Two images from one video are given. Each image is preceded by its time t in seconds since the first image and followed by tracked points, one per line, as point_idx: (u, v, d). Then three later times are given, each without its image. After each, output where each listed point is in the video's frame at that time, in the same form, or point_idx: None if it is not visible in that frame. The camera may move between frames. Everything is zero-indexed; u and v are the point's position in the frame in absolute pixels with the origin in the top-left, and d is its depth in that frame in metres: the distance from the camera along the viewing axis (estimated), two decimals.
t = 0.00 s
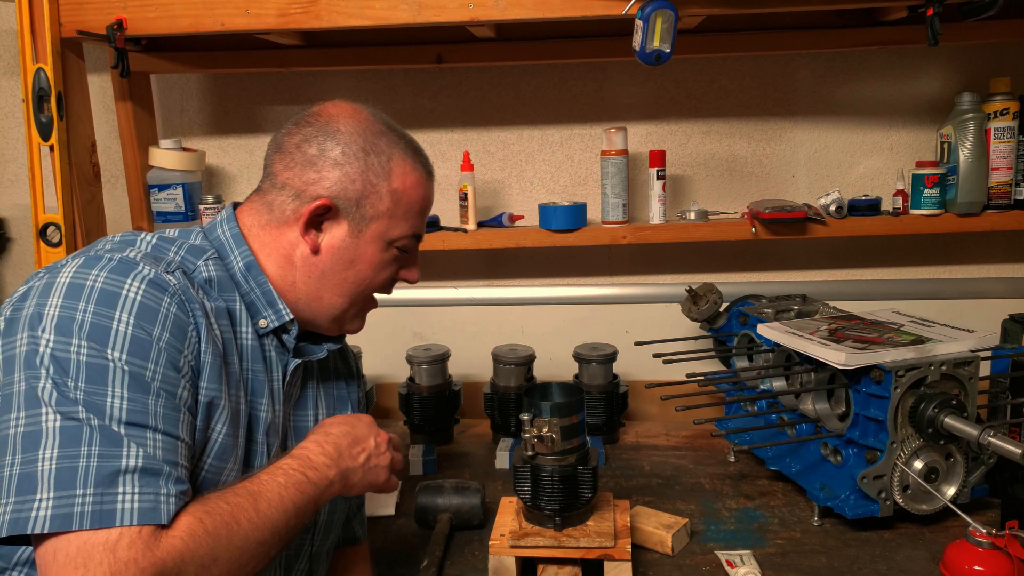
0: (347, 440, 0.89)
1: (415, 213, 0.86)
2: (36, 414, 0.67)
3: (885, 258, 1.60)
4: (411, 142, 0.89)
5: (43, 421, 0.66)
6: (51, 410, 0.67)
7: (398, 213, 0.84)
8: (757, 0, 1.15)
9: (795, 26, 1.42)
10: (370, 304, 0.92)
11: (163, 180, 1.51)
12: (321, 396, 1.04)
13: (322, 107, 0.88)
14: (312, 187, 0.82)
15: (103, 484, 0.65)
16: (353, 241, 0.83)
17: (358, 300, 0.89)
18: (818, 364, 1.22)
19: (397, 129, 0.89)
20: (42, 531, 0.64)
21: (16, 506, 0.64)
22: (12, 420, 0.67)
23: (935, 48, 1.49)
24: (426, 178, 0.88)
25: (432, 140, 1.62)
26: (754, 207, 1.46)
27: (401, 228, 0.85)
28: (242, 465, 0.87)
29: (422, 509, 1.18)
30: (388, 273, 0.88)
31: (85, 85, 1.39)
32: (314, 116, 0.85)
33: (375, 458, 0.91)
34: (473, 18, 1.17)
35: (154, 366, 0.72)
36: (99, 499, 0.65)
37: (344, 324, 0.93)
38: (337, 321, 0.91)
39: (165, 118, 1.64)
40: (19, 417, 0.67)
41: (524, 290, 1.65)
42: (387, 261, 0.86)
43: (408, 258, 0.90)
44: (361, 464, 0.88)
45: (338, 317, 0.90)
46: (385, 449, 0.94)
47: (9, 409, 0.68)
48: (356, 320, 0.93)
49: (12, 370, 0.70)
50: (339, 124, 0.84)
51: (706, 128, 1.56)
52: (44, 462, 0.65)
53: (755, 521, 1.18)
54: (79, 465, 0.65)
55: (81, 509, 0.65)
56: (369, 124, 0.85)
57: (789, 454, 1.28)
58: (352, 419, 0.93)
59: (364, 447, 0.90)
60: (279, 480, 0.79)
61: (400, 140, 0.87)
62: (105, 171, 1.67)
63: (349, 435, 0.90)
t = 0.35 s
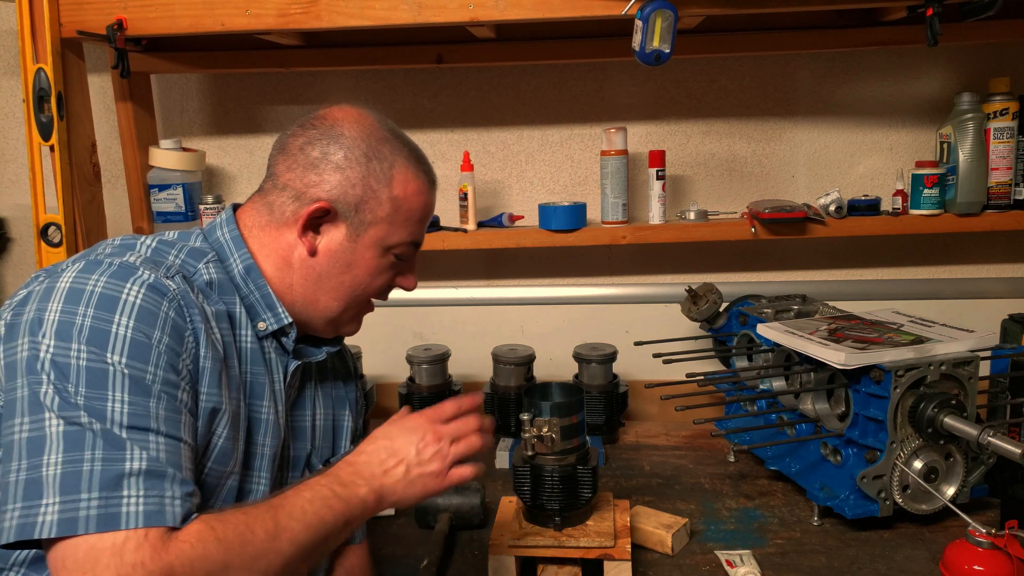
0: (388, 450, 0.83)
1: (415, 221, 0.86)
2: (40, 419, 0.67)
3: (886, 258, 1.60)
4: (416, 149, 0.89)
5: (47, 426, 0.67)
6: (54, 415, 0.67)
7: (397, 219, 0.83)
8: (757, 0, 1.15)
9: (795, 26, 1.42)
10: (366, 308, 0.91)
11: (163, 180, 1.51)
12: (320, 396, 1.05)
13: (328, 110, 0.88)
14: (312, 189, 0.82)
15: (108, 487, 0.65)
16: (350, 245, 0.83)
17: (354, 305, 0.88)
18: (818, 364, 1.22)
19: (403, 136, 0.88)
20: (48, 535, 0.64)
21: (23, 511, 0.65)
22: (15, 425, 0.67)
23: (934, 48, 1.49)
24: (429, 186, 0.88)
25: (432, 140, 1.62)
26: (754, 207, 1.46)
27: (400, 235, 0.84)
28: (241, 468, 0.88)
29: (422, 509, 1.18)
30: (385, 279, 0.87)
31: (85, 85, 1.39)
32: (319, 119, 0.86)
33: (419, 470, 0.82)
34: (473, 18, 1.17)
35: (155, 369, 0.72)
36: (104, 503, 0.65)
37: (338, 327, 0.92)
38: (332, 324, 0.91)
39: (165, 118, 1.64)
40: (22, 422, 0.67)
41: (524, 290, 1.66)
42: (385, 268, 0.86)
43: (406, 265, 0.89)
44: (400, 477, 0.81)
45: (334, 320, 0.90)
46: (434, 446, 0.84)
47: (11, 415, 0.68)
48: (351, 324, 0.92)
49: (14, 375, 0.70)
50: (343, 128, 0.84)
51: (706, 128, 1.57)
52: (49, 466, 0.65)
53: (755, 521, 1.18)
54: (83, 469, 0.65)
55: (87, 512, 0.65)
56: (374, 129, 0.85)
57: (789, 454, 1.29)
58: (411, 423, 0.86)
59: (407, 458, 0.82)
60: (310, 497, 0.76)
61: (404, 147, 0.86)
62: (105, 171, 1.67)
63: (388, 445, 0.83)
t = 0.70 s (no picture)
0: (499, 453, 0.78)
1: (408, 226, 0.85)
2: (123, 419, 0.67)
3: (885, 259, 1.60)
4: (412, 155, 0.88)
5: (133, 424, 0.67)
6: (137, 413, 0.67)
7: (388, 224, 0.82)
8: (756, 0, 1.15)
9: (795, 26, 1.42)
10: (355, 312, 0.91)
11: (163, 180, 1.51)
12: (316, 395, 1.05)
13: (327, 113, 0.88)
14: (303, 190, 0.82)
15: (219, 468, 0.67)
16: (338, 248, 0.82)
17: (342, 308, 0.88)
18: (818, 364, 1.22)
19: (400, 141, 0.88)
20: (175, 520, 0.66)
21: (139, 503, 0.66)
22: (97, 428, 0.67)
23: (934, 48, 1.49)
24: (423, 192, 0.86)
25: (432, 141, 1.62)
26: (754, 207, 1.46)
27: (389, 240, 0.83)
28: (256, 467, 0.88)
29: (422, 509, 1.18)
30: (374, 284, 0.86)
31: (85, 85, 1.39)
32: (317, 121, 0.85)
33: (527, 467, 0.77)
34: (473, 18, 1.17)
35: (214, 360, 0.73)
36: (221, 483, 0.67)
37: (327, 330, 0.92)
38: (321, 326, 0.91)
39: (165, 118, 1.64)
40: (104, 423, 0.67)
41: (524, 290, 1.66)
42: (375, 272, 0.85)
43: (397, 269, 0.88)
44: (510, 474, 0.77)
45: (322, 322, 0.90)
46: (539, 439, 0.79)
47: (85, 420, 0.68)
48: (340, 327, 0.92)
49: (73, 382, 0.69)
50: (339, 131, 0.84)
51: (706, 128, 1.57)
52: (152, 459, 0.67)
53: (755, 520, 1.18)
54: (188, 457, 0.67)
55: (207, 493, 0.67)
56: (370, 133, 0.85)
57: (789, 454, 1.29)
58: (512, 420, 0.81)
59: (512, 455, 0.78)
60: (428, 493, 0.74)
61: (399, 152, 0.85)
62: (105, 171, 1.67)
63: (495, 446, 0.79)
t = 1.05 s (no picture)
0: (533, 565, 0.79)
1: (416, 235, 0.84)
2: (153, 412, 0.67)
3: (886, 259, 1.60)
4: (424, 164, 0.88)
5: (164, 418, 0.67)
6: (169, 407, 0.67)
7: (395, 231, 0.82)
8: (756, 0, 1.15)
9: (795, 26, 1.42)
10: (360, 317, 0.91)
11: (163, 180, 1.51)
12: (325, 393, 1.05)
13: (344, 120, 0.88)
14: (315, 193, 0.81)
15: (247, 465, 0.68)
16: (347, 252, 0.82)
17: (346, 311, 0.88)
18: (818, 364, 1.22)
19: (413, 151, 0.88)
20: (203, 515, 0.66)
21: (169, 496, 0.66)
22: (127, 420, 0.67)
23: (935, 48, 1.49)
24: (434, 203, 0.86)
25: (432, 140, 1.62)
26: (753, 207, 1.46)
27: (397, 247, 0.83)
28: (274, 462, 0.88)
29: (422, 509, 1.18)
30: (379, 290, 0.86)
31: (85, 85, 1.39)
32: (333, 126, 0.85)
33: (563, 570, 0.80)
34: (473, 18, 1.17)
35: (244, 359, 0.74)
36: (249, 479, 0.67)
37: (333, 334, 0.92)
38: (327, 329, 0.90)
39: (165, 118, 1.64)
40: (134, 416, 0.67)
41: (524, 290, 1.66)
42: (381, 277, 0.84)
43: (403, 276, 0.88)
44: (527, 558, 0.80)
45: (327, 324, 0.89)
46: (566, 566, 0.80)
47: (117, 411, 0.68)
48: (346, 331, 0.92)
49: (104, 375, 0.69)
50: (353, 138, 0.83)
51: (707, 128, 1.57)
52: (182, 454, 0.67)
53: (755, 521, 1.18)
54: (217, 453, 0.67)
55: (235, 489, 0.67)
56: (384, 141, 0.85)
57: (789, 454, 1.29)
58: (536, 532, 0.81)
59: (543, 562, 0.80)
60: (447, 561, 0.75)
61: (412, 162, 0.85)
62: (105, 171, 1.67)
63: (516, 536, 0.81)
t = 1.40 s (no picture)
0: None
1: (419, 249, 0.84)
2: (103, 429, 0.68)
3: (886, 259, 1.60)
4: (435, 178, 0.88)
5: (112, 436, 0.68)
6: (122, 425, 0.68)
7: (398, 243, 0.82)
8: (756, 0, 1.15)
9: (795, 26, 1.42)
10: (356, 327, 0.91)
11: (163, 180, 1.51)
12: (328, 397, 1.04)
13: (357, 128, 0.88)
14: (321, 199, 0.82)
15: (182, 499, 0.68)
16: (347, 261, 0.82)
17: (343, 320, 0.88)
18: (818, 364, 1.22)
19: (426, 165, 0.88)
20: (127, 544, 0.67)
21: (97, 518, 0.68)
22: (78, 433, 0.68)
23: (935, 48, 1.49)
24: (441, 218, 0.86)
25: (432, 140, 1.62)
26: (754, 207, 1.46)
27: (400, 260, 0.83)
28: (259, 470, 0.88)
29: (422, 509, 1.18)
30: (376, 301, 0.86)
31: (85, 85, 1.39)
32: (346, 134, 0.86)
33: None
34: (473, 18, 1.17)
35: (214, 384, 0.73)
36: (180, 514, 0.69)
37: (328, 341, 0.92)
38: (323, 336, 0.90)
39: (165, 118, 1.64)
40: (84, 430, 0.68)
41: (524, 290, 1.66)
42: (380, 288, 0.84)
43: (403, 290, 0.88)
44: None
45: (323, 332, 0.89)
46: None
47: (74, 422, 0.69)
48: (342, 339, 0.92)
49: (70, 382, 0.70)
50: (364, 147, 0.84)
51: (707, 128, 1.57)
52: (120, 477, 0.67)
53: (755, 521, 1.18)
54: (156, 481, 0.68)
55: (165, 523, 0.68)
56: (396, 153, 0.85)
57: (789, 454, 1.29)
58: None
59: None
60: None
61: (422, 175, 0.85)
62: (105, 171, 1.67)
63: None
